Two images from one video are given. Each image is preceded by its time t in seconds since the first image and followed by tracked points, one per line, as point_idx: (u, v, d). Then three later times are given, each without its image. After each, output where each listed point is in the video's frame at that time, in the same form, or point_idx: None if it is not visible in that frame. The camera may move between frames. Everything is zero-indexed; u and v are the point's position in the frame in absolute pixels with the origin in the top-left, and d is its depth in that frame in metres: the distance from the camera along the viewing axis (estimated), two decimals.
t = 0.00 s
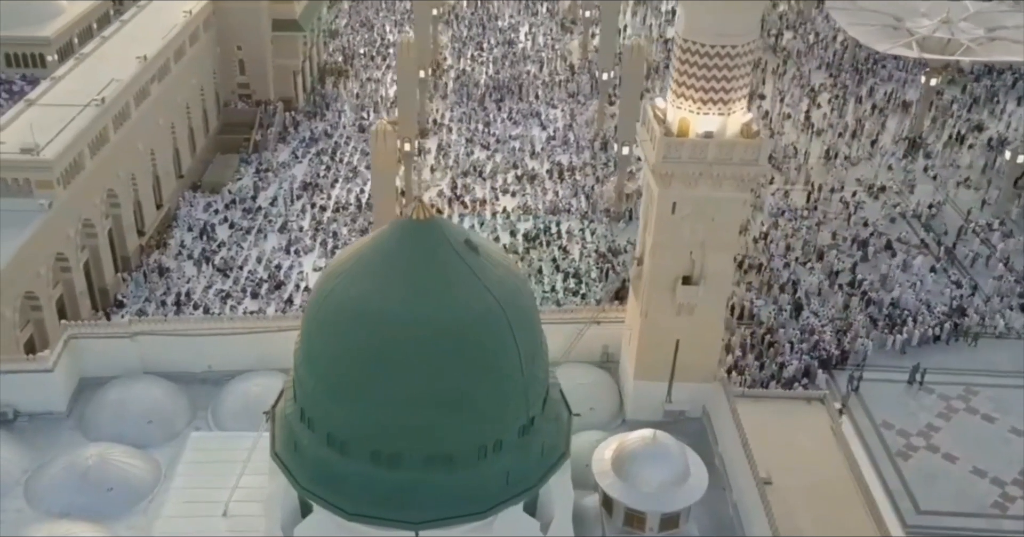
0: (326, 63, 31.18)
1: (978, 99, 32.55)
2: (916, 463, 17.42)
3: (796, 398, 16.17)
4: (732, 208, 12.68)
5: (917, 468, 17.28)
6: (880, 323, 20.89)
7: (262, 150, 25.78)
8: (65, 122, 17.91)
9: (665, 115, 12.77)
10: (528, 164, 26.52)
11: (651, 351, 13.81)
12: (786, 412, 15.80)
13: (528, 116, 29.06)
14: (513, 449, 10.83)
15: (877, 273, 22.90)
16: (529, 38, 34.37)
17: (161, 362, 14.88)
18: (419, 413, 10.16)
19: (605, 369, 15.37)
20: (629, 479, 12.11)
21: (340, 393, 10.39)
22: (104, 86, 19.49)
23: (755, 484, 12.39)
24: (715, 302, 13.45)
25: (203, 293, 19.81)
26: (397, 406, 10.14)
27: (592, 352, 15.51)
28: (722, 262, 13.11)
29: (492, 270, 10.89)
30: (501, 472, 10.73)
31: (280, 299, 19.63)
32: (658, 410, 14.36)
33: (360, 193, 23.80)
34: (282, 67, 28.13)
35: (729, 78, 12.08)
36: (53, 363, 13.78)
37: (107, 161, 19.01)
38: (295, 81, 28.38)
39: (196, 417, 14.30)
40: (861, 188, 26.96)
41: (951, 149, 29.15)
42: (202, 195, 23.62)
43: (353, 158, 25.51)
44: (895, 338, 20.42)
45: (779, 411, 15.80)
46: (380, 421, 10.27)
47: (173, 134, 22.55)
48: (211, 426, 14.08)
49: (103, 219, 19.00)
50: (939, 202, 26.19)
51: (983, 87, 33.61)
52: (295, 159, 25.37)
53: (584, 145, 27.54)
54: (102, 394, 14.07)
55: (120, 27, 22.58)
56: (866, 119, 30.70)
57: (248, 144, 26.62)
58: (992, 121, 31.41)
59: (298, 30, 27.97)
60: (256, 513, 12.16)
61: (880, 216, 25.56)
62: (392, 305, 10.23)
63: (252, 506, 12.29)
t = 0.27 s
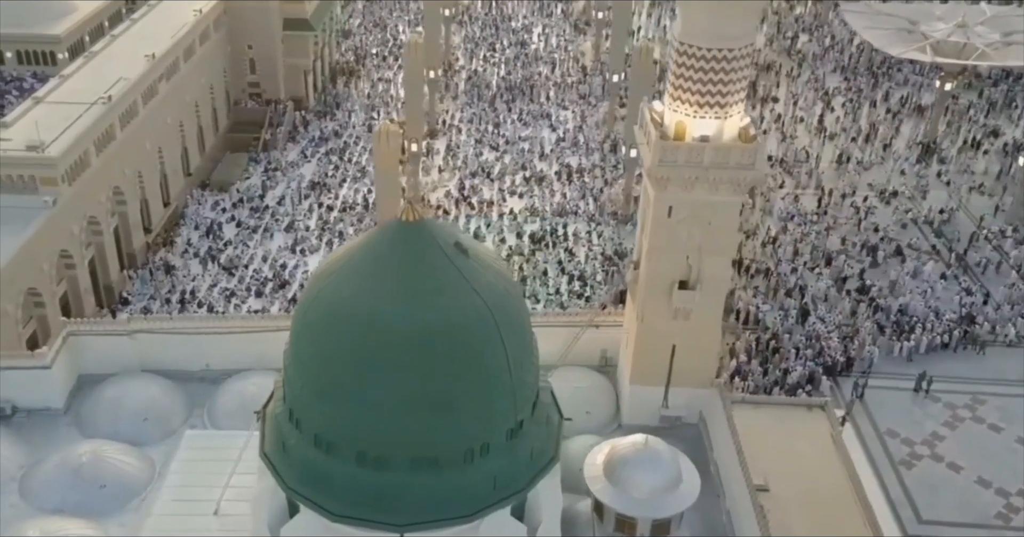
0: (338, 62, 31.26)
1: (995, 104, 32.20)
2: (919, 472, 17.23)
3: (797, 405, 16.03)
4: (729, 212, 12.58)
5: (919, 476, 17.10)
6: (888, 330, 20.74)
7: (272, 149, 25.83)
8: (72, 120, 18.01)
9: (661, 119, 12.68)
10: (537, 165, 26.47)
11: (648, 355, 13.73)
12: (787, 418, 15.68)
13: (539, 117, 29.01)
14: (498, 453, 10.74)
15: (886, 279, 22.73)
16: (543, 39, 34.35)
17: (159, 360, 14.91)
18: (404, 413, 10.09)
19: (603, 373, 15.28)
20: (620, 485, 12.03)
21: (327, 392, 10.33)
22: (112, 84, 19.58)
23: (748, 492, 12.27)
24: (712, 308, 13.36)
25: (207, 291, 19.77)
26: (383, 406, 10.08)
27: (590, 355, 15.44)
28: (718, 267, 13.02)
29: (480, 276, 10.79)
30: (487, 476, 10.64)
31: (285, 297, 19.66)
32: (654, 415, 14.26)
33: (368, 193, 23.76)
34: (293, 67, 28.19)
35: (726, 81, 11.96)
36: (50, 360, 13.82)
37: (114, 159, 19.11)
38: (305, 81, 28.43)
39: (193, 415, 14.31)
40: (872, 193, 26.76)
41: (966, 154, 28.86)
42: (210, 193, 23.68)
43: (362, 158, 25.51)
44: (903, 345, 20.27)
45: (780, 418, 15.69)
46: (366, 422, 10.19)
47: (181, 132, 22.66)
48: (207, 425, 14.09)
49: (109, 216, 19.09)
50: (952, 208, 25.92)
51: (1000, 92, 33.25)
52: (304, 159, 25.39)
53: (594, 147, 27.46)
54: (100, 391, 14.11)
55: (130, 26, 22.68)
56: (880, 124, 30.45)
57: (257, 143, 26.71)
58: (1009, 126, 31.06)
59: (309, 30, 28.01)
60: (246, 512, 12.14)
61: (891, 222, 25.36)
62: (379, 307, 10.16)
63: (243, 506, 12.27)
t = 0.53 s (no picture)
0: (349, 62, 31.30)
1: (1012, 109, 31.87)
2: (922, 482, 17.04)
3: (797, 411, 15.92)
4: (725, 217, 12.50)
5: (922, 486, 16.90)
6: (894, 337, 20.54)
7: (281, 149, 25.88)
8: (78, 118, 18.08)
9: (658, 121, 12.59)
10: (546, 167, 26.40)
11: (644, 361, 13.65)
12: (786, 425, 15.56)
13: (549, 118, 28.95)
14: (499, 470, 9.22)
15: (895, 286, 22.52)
16: (556, 40, 34.29)
17: (157, 358, 14.96)
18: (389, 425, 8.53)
19: (601, 377, 15.21)
20: (611, 489, 11.92)
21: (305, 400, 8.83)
22: (119, 83, 19.64)
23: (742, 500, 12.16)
24: (709, 313, 13.26)
25: (212, 289, 19.76)
26: (365, 415, 8.52)
27: (588, 359, 15.39)
28: (715, 272, 12.92)
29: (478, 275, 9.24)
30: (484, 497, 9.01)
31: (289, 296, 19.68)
32: (651, 420, 14.17)
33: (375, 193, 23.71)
34: (304, 66, 28.23)
35: (723, 85, 11.87)
36: (48, 356, 13.89)
37: (120, 157, 19.17)
38: (316, 81, 28.46)
39: (189, 413, 14.35)
40: (884, 198, 26.52)
41: (981, 160, 28.56)
42: (218, 192, 23.76)
43: (370, 158, 25.52)
44: (910, 353, 20.08)
45: (779, 425, 15.56)
46: (347, 434, 8.67)
47: (190, 131, 22.74)
48: (202, 424, 14.10)
49: (114, 214, 19.17)
50: (965, 215, 25.65)
51: (1018, 97, 32.90)
52: (313, 158, 25.39)
53: (603, 149, 27.36)
54: (97, 389, 14.18)
55: (140, 25, 22.77)
56: (894, 128, 30.18)
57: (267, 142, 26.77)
58: None
59: (319, 29, 28.03)
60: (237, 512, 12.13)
61: (903, 228, 25.13)
62: (364, 303, 8.65)
63: (234, 505, 12.27)
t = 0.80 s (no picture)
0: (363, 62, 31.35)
1: None
2: (926, 493, 16.80)
3: (798, 420, 15.75)
4: (721, 223, 12.38)
5: (926, 497, 16.66)
6: (903, 345, 20.31)
7: (292, 148, 25.89)
8: (86, 115, 18.17)
9: (655, 125, 12.47)
10: (556, 169, 26.30)
11: (639, 367, 13.54)
12: (785, 434, 15.39)
13: (562, 120, 28.84)
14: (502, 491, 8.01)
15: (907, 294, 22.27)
16: (572, 42, 34.18)
17: (155, 356, 15.02)
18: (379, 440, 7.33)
19: (598, 382, 15.12)
20: (600, 497, 11.80)
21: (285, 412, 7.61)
22: (128, 80, 19.71)
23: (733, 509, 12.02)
24: (704, 320, 13.12)
25: (218, 287, 19.67)
26: (351, 427, 7.30)
27: (585, 363, 15.31)
28: (710, 278, 12.79)
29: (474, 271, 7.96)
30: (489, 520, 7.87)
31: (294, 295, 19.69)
32: (646, 426, 14.06)
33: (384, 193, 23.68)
34: (317, 66, 28.29)
35: (719, 90, 11.75)
36: (46, 352, 13.96)
37: (128, 154, 19.25)
38: (329, 80, 28.50)
39: (185, 411, 14.39)
40: (899, 205, 26.21)
41: (999, 167, 28.19)
42: (227, 190, 23.80)
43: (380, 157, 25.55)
44: (918, 362, 19.85)
45: (779, 433, 15.41)
46: (332, 450, 7.46)
47: (200, 129, 22.84)
48: (197, 422, 14.14)
49: (121, 211, 19.25)
50: (981, 222, 25.30)
51: None
52: (323, 158, 25.36)
53: (615, 151, 27.21)
54: (94, 386, 14.25)
55: (152, 23, 22.87)
56: (911, 134, 29.85)
57: (278, 141, 26.80)
58: None
59: (333, 29, 28.06)
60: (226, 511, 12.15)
61: (916, 235, 24.85)
62: (350, 301, 7.38)
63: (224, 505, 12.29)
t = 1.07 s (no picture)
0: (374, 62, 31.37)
1: None
2: (930, 501, 16.63)
3: (799, 426, 15.61)
4: (719, 227, 12.30)
5: (929, 506, 16.48)
6: (910, 352, 20.15)
7: (300, 148, 25.86)
8: (91, 113, 18.21)
9: (653, 129, 12.39)
10: (564, 170, 26.23)
11: (636, 372, 13.48)
12: (785, 440, 15.28)
13: (571, 122, 28.76)
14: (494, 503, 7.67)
15: (915, 300, 22.11)
16: (583, 43, 34.11)
17: (153, 354, 15.05)
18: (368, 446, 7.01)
19: (596, 386, 15.03)
20: (594, 503, 11.71)
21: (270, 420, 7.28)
22: (135, 79, 19.76)
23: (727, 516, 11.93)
24: (702, 325, 13.03)
25: (222, 286, 19.58)
26: (340, 434, 6.98)
27: (584, 367, 15.23)
28: (708, 282, 12.70)
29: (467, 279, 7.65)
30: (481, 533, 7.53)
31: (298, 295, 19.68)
32: (643, 431, 13.98)
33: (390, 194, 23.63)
34: (327, 66, 28.30)
35: (718, 93, 11.64)
36: (44, 350, 14.01)
37: (134, 152, 19.29)
38: (338, 80, 28.49)
39: (182, 410, 14.40)
40: (909, 209, 26.00)
41: (1012, 172, 27.93)
42: (235, 189, 23.77)
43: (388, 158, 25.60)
44: (924, 369, 19.68)
45: (778, 439, 15.29)
46: (319, 458, 7.15)
47: (207, 128, 22.89)
48: (194, 422, 14.14)
49: (127, 209, 19.30)
50: (993, 228, 25.07)
51: None
52: (331, 158, 25.31)
53: (624, 153, 27.10)
54: (92, 384, 14.29)
55: (161, 22, 22.93)
56: (924, 138, 29.63)
57: (286, 141, 26.79)
58: None
59: (342, 29, 28.06)
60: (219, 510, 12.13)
61: (926, 241, 24.67)
62: (340, 303, 7.07)
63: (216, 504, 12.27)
